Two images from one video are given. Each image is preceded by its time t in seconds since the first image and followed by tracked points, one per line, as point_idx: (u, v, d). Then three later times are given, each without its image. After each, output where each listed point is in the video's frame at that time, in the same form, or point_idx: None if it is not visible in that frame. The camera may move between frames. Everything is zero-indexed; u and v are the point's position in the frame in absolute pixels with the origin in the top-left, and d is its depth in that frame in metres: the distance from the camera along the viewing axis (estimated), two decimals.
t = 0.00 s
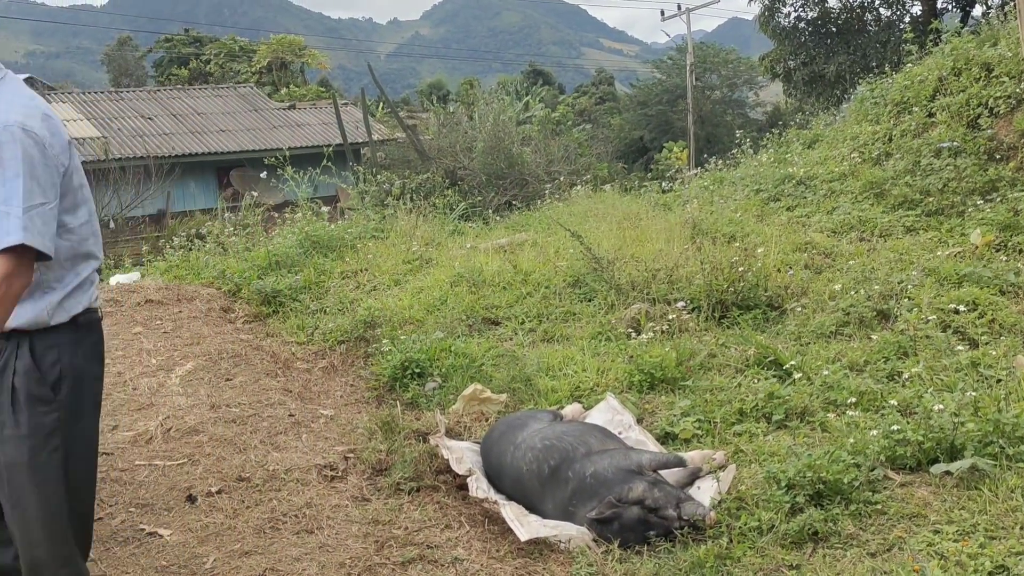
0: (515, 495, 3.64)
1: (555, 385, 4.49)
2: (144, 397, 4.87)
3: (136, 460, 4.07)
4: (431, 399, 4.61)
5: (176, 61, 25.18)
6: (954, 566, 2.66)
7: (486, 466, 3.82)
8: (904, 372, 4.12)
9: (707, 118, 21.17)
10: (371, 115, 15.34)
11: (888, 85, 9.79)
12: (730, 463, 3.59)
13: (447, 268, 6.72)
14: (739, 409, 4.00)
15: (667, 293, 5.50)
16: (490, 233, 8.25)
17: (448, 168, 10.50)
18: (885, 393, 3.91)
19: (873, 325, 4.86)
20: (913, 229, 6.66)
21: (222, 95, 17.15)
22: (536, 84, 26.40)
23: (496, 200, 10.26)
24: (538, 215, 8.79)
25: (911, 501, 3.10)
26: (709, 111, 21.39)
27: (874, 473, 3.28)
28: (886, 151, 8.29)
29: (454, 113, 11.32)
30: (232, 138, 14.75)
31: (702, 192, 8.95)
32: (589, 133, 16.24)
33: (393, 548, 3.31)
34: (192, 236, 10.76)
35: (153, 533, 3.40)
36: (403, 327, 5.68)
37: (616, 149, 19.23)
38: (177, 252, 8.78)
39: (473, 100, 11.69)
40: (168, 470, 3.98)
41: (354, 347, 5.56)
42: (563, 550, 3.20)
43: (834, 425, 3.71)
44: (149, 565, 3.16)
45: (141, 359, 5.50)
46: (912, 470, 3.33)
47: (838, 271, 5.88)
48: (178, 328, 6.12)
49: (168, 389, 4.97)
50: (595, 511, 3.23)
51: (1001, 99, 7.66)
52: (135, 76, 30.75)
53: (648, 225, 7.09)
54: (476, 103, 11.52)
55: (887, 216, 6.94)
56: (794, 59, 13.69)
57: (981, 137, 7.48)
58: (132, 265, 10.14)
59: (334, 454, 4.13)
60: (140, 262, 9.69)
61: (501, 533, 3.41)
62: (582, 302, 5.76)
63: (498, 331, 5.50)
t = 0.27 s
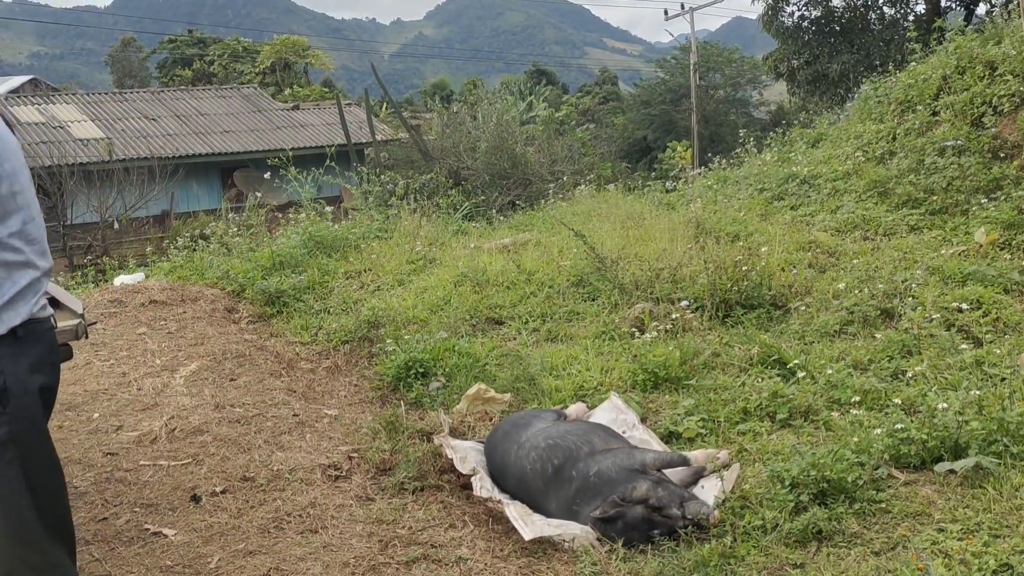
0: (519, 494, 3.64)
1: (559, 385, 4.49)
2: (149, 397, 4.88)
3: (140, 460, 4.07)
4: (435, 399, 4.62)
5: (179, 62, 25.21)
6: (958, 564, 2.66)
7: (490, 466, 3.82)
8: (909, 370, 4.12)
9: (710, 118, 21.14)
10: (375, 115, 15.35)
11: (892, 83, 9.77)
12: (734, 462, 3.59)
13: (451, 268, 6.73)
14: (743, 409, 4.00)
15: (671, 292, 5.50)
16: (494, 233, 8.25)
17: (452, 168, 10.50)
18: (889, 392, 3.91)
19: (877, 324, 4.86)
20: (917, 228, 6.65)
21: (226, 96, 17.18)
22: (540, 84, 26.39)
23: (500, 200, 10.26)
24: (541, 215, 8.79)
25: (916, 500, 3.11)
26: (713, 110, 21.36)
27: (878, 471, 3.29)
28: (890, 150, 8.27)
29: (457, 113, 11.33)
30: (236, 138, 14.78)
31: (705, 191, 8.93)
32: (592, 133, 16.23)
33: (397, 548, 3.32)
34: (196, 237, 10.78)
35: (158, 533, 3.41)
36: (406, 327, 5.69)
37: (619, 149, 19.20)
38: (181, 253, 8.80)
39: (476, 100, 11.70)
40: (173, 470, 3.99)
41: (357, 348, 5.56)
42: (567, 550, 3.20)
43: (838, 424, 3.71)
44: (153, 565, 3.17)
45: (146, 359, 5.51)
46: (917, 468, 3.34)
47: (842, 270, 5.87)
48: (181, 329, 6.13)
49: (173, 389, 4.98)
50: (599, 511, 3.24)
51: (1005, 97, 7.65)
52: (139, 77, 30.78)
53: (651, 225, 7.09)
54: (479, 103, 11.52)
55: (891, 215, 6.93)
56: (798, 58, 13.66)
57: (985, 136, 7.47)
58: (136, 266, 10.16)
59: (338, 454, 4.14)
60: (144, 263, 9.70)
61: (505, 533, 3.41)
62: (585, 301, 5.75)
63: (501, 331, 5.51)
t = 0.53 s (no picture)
0: (518, 494, 3.64)
1: (559, 384, 4.50)
2: (149, 397, 4.88)
3: (140, 460, 4.08)
4: (435, 399, 4.62)
5: (179, 62, 25.22)
6: (958, 563, 2.66)
7: (490, 465, 3.82)
8: (908, 370, 4.12)
9: (710, 117, 21.14)
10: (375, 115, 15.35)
11: (892, 83, 9.76)
12: (734, 461, 3.60)
13: (451, 268, 6.73)
14: (743, 408, 4.00)
15: (671, 292, 5.50)
16: (494, 233, 8.25)
17: (452, 168, 10.51)
18: (888, 391, 3.92)
19: (877, 323, 4.86)
20: (917, 227, 6.64)
21: (226, 96, 17.19)
22: (540, 83, 26.39)
23: (500, 200, 10.25)
24: (541, 214, 8.79)
25: (915, 499, 3.11)
26: (713, 110, 21.35)
27: (878, 470, 3.29)
28: (890, 149, 8.27)
29: (457, 113, 11.33)
30: (236, 139, 14.78)
31: (706, 191, 8.93)
32: (592, 133, 16.23)
33: (397, 547, 3.32)
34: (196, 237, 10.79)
35: (158, 533, 3.41)
36: (407, 326, 5.69)
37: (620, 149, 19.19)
38: (181, 253, 8.80)
39: (476, 100, 11.70)
40: (173, 470, 3.99)
41: (357, 347, 5.57)
42: (567, 549, 3.21)
43: (838, 424, 3.71)
44: (153, 565, 3.17)
45: (145, 360, 5.51)
46: (916, 467, 3.34)
47: (841, 269, 5.87)
48: (181, 329, 6.13)
49: (173, 389, 4.99)
50: (599, 510, 3.24)
51: (1004, 97, 7.64)
52: (139, 78, 30.78)
53: (651, 225, 7.09)
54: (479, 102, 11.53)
55: (891, 214, 6.93)
56: (798, 57, 13.65)
57: (985, 135, 7.46)
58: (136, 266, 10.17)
59: (339, 454, 4.14)
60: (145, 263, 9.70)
61: (505, 532, 3.42)
62: (585, 301, 5.75)
63: (501, 331, 5.51)
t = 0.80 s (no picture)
0: (521, 495, 3.65)
1: (560, 386, 4.50)
2: (150, 401, 4.88)
3: (142, 465, 4.08)
4: (436, 401, 4.62)
5: (180, 65, 25.25)
6: (961, 562, 2.66)
7: (491, 467, 3.83)
8: (911, 368, 4.12)
9: (710, 117, 21.13)
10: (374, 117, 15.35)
11: (892, 81, 9.77)
12: (736, 461, 3.60)
13: (452, 270, 6.73)
14: (745, 408, 4.00)
15: (671, 292, 5.50)
16: (494, 234, 8.25)
17: (453, 169, 10.51)
18: (890, 390, 3.91)
19: (878, 322, 4.85)
20: (918, 225, 6.64)
21: (226, 99, 17.20)
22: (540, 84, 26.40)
23: (500, 201, 10.25)
24: (542, 215, 8.79)
25: (917, 498, 3.12)
26: (713, 109, 21.33)
27: (880, 470, 3.29)
28: (890, 148, 8.27)
29: (457, 114, 11.32)
30: (236, 141, 14.78)
31: (706, 191, 8.93)
32: (593, 134, 16.23)
33: (399, 550, 3.32)
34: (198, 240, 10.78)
35: (160, 537, 3.41)
36: (408, 328, 5.69)
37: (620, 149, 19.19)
38: (182, 257, 8.81)
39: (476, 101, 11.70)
40: (175, 474, 3.99)
41: (359, 350, 5.57)
42: (569, 551, 3.21)
43: (840, 423, 3.71)
44: (155, 570, 3.18)
45: (146, 363, 5.51)
46: (918, 467, 3.34)
47: (842, 268, 5.87)
48: (182, 332, 6.13)
49: (174, 393, 4.99)
50: (601, 511, 3.24)
51: (1004, 94, 7.64)
52: (139, 81, 30.79)
53: (652, 225, 7.09)
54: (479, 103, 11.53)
55: (891, 213, 6.93)
56: (797, 56, 13.65)
57: (985, 133, 7.46)
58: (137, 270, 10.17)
59: (340, 457, 4.15)
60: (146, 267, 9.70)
61: (507, 534, 3.42)
62: (586, 302, 5.75)
63: (503, 332, 5.51)
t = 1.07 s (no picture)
0: (534, 496, 3.64)
1: (573, 385, 4.49)
2: (163, 404, 4.90)
3: (156, 467, 4.09)
4: (448, 401, 4.62)
5: (189, 69, 25.37)
6: (978, 559, 2.64)
7: (504, 467, 3.82)
8: (925, 365, 4.09)
9: (719, 115, 21.07)
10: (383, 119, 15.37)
11: (902, 76, 9.71)
12: (750, 459, 3.58)
13: (463, 270, 6.73)
14: (759, 406, 3.98)
15: (683, 291, 5.48)
16: (504, 234, 8.25)
17: (462, 170, 10.50)
18: (904, 387, 3.89)
19: (892, 319, 4.82)
20: (930, 221, 6.60)
21: (235, 102, 17.26)
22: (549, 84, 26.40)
23: (510, 201, 10.24)
24: (552, 215, 8.79)
25: (933, 496, 3.10)
26: (722, 108, 21.27)
27: (896, 467, 3.27)
28: (901, 144, 8.22)
29: (466, 115, 11.33)
30: (245, 144, 14.83)
31: (717, 188, 8.90)
32: (602, 133, 16.21)
33: (413, 551, 3.32)
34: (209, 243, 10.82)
35: (174, 540, 3.42)
36: (419, 329, 5.70)
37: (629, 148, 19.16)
38: (193, 260, 8.84)
39: (485, 101, 11.70)
40: (188, 476, 4.00)
41: (370, 351, 5.57)
42: (583, 550, 3.20)
43: (854, 420, 3.69)
44: (170, 572, 3.19)
45: (158, 366, 5.53)
46: (933, 464, 3.32)
47: (855, 265, 5.84)
48: (194, 335, 6.15)
49: (187, 396, 5.01)
50: (615, 511, 3.23)
51: (1016, 89, 7.57)
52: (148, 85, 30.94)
53: (663, 223, 7.08)
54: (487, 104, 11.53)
55: (903, 209, 6.89)
56: (806, 53, 13.58)
57: (997, 127, 7.40)
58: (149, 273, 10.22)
59: (353, 458, 4.15)
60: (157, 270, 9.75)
61: (521, 534, 3.41)
62: (598, 301, 5.74)
63: (514, 332, 5.50)
